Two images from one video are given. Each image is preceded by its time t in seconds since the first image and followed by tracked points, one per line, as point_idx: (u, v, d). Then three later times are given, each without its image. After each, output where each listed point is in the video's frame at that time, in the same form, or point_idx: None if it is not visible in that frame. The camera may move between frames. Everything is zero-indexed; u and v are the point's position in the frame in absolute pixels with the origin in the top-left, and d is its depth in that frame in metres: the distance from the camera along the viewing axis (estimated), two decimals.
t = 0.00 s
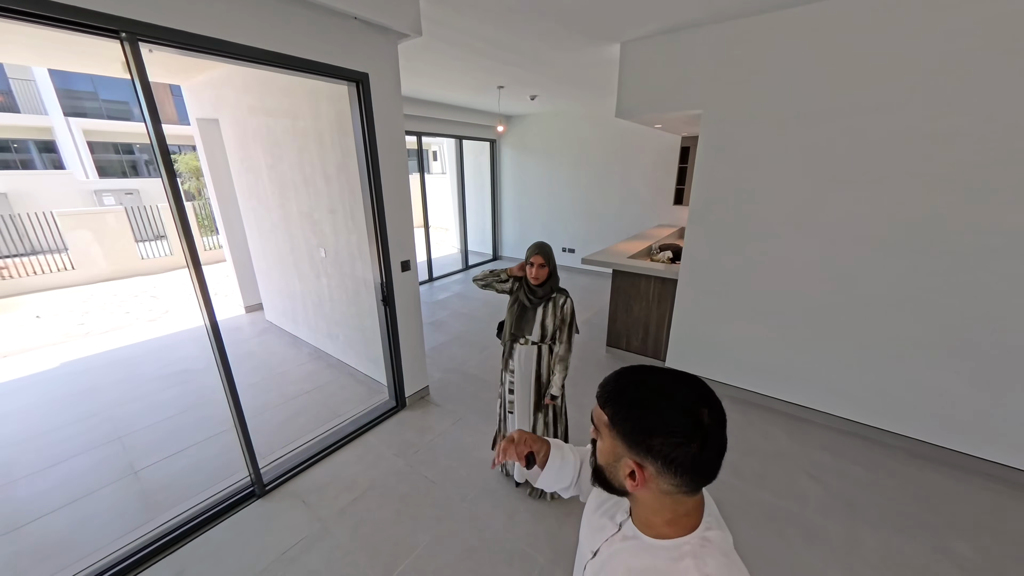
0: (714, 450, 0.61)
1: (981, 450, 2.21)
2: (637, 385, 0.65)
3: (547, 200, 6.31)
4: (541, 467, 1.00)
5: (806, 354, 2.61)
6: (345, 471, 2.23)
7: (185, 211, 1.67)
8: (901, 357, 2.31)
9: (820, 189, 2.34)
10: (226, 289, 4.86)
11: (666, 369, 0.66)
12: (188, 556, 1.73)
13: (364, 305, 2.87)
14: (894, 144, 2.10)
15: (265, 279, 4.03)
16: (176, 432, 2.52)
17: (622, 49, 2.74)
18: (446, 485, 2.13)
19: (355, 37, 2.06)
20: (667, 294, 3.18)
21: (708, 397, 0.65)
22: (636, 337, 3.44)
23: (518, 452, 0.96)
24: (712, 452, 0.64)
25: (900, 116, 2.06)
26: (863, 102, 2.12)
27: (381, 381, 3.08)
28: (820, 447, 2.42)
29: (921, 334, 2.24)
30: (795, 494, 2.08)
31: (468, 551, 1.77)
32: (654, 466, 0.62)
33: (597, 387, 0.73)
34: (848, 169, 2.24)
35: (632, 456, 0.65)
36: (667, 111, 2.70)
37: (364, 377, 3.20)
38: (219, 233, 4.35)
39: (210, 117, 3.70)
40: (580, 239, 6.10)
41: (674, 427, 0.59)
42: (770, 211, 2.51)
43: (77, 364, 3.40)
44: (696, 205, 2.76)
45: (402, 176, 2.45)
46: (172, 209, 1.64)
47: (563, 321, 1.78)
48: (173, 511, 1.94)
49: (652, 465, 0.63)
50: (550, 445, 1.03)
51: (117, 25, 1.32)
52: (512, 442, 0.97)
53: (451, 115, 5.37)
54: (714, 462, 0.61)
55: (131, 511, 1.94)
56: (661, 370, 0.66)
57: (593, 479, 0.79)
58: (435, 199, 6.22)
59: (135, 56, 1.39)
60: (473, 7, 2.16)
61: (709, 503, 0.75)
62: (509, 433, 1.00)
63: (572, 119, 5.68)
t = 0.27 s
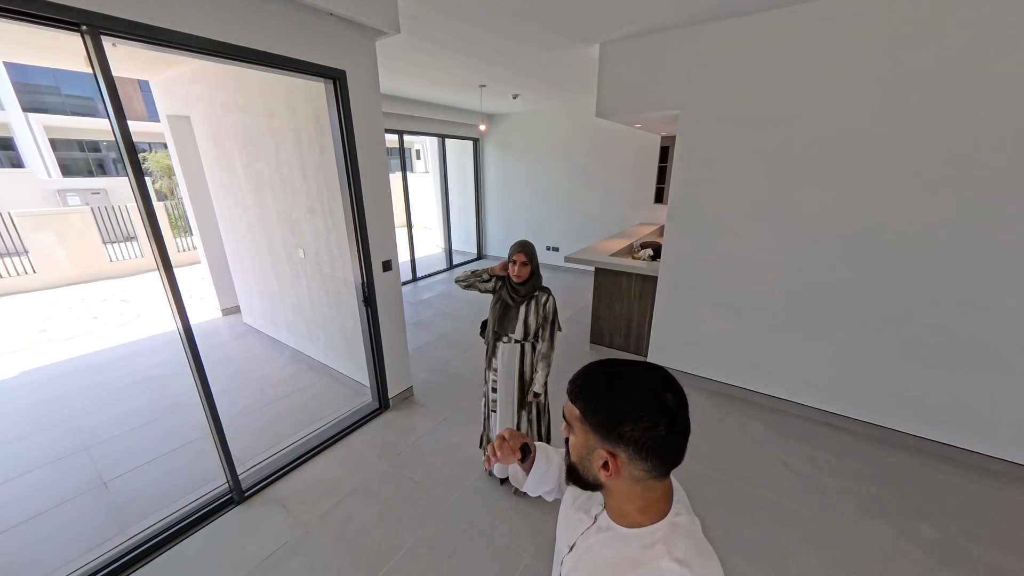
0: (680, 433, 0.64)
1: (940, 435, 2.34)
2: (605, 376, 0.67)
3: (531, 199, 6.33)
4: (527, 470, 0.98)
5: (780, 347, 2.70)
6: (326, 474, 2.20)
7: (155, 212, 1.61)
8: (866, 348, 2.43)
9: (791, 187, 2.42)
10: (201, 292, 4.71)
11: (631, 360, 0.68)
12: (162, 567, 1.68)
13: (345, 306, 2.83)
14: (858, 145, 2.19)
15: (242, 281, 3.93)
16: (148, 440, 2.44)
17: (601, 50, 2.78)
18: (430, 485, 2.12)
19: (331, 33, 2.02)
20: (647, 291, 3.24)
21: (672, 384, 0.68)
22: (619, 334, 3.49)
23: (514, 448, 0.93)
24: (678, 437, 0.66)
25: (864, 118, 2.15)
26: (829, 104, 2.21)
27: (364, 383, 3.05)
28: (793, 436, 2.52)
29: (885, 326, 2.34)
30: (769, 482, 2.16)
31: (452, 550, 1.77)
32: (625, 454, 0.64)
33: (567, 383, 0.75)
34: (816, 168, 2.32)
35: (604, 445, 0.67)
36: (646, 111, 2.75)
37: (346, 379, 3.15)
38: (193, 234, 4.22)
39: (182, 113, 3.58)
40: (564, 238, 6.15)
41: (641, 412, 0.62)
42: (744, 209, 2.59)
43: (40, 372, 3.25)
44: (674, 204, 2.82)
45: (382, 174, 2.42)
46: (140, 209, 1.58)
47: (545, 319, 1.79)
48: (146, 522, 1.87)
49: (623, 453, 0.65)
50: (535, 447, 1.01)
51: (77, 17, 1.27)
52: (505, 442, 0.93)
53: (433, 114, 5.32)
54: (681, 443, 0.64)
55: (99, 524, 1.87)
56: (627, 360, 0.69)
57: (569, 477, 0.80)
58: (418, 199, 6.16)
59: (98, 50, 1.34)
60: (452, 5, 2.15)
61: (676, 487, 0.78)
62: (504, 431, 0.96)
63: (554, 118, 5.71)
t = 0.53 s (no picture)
0: (667, 426, 0.64)
1: (913, 425, 2.43)
2: (591, 375, 0.67)
3: (517, 198, 6.33)
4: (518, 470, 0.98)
5: (762, 342, 2.77)
6: (311, 480, 2.15)
7: (125, 212, 1.55)
8: (843, 342, 2.50)
9: (771, 186, 2.48)
10: (178, 295, 4.56)
11: (615, 358, 0.69)
12: None
13: (329, 308, 2.78)
14: (834, 145, 2.26)
15: (221, 283, 3.82)
16: (123, 450, 2.35)
17: (585, 50, 2.79)
18: (418, 488, 2.10)
19: (311, 28, 1.97)
20: (634, 289, 3.28)
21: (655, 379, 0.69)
22: (606, 332, 3.52)
23: (505, 449, 0.91)
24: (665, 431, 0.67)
25: (839, 119, 2.21)
26: (806, 106, 2.27)
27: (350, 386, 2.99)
28: (776, 430, 2.58)
29: (861, 320, 2.42)
30: (753, 475, 2.21)
31: (441, 552, 1.75)
32: (616, 451, 0.64)
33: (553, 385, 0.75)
34: (795, 168, 2.38)
35: (594, 444, 0.66)
36: (630, 111, 2.77)
37: (331, 382, 3.09)
38: (168, 235, 4.08)
39: (155, 110, 3.45)
40: (550, 237, 6.16)
41: (628, 409, 0.62)
42: (726, 208, 2.64)
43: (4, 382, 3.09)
44: (659, 203, 2.85)
45: (366, 174, 2.38)
46: (109, 210, 1.52)
47: (535, 319, 1.79)
48: (120, 536, 1.80)
49: (614, 450, 0.64)
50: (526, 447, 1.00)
51: (38, 8, 1.21)
52: (494, 444, 0.92)
53: (418, 112, 5.27)
54: (668, 436, 0.65)
55: (70, 539, 1.79)
56: (611, 359, 0.69)
57: (559, 481, 0.79)
58: (404, 199, 6.09)
59: (60, 43, 1.28)
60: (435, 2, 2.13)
61: (665, 485, 0.78)
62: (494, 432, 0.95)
63: (540, 117, 5.71)
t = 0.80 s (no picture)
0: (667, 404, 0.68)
1: (891, 415, 2.52)
2: (595, 364, 0.68)
3: (506, 197, 6.33)
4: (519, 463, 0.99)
5: (748, 337, 2.84)
6: (302, 482, 2.13)
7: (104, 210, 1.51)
8: (825, 336, 2.58)
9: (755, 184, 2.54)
10: (159, 297, 4.43)
11: (610, 347, 0.71)
12: None
13: (318, 309, 2.74)
14: (815, 144, 2.33)
15: (204, 285, 3.73)
16: (104, 456, 2.28)
17: (573, 49, 2.81)
18: (411, 487, 2.10)
19: (297, 24, 1.94)
20: (623, 286, 3.32)
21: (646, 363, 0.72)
22: (596, 329, 3.56)
23: (507, 442, 0.92)
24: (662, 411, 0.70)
25: (820, 119, 2.28)
26: (788, 106, 2.34)
27: (340, 387, 2.96)
28: (761, 422, 2.65)
29: (842, 315, 2.50)
30: (741, 466, 2.26)
31: (435, 551, 1.75)
32: (627, 436, 0.65)
33: (552, 380, 0.74)
34: (778, 167, 2.45)
35: (605, 432, 0.67)
36: (618, 110, 2.80)
37: (320, 383, 3.05)
38: (148, 235, 3.96)
39: (133, 107, 3.34)
40: (540, 235, 6.18)
41: (636, 391, 0.64)
42: (712, 206, 2.69)
43: None
44: (647, 201, 2.90)
45: (354, 171, 2.35)
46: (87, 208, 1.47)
47: (531, 316, 1.81)
48: (103, 544, 1.75)
49: (624, 435, 0.65)
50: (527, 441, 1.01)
51: None
52: (498, 437, 0.92)
53: (406, 110, 5.22)
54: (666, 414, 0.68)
55: (50, 548, 1.73)
56: (607, 348, 0.71)
57: (564, 476, 0.78)
58: (392, 198, 6.03)
59: (33, 36, 1.24)
60: None
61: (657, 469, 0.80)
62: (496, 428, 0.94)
63: (528, 115, 5.72)
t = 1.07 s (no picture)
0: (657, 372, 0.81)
1: (870, 406, 2.60)
2: (614, 344, 0.74)
3: (496, 196, 6.33)
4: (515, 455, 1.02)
5: (735, 333, 2.89)
6: (293, 483, 2.11)
7: (86, 210, 1.47)
8: (809, 331, 2.65)
9: (740, 183, 2.59)
10: (141, 298, 4.33)
11: (612, 331, 0.79)
12: None
13: (308, 309, 2.71)
14: (799, 144, 2.39)
15: (189, 286, 3.65)
16: (86, 462, 2.23)
17: (562, 48, 2.83)
18: (404, 486, 2.10)
19: (283, 21, 1.92)
20: (612, 283, 3.36)
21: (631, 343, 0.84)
22: (586, 327, 3.59)
23: (509, 430, 0.95)
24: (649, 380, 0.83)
25: (801, 120, 2.34)
26: (773, 107, 2.39)
27: (330, 387, 2.94)
28: (749, 416, 2.71)
29: (823, 310, 2.58)
30: (729, 459, 2.31)
31: (429, 549, 1.76)
32: (646, 403, 0.73)
33: (568, 368, 0.75)
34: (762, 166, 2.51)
35: (630, 404, 0.72)
36: (607, 109, 2.83)
37: (310, 384, 3.02)
38: (129, 235, 3.86)
39: (113, 103, 3.26)
40: (530, 234, 6.20)
41: (649, 361, 0.74)
42: (699, 204, 2.74)
43: None
44: (635, 200, 2.93)
45: (343, 170, 2.34)
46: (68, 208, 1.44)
47: (527, 314, 1.83)
48: (88, 551, 1.72)
49: (644, 403, 0.73)
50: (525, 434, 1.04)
51: None
52: (500, 427, 0.95)
53: (395, 109, 5.18)
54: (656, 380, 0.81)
55: (31, 557, 1.69)
56: (610, 332, 0.79)
57: (577, 467, 0.78)
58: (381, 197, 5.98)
59: (9, 31, 1.20)
60: None
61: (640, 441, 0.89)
62: (495, 423, 0.96)
63: (518, 114, 5.73)
